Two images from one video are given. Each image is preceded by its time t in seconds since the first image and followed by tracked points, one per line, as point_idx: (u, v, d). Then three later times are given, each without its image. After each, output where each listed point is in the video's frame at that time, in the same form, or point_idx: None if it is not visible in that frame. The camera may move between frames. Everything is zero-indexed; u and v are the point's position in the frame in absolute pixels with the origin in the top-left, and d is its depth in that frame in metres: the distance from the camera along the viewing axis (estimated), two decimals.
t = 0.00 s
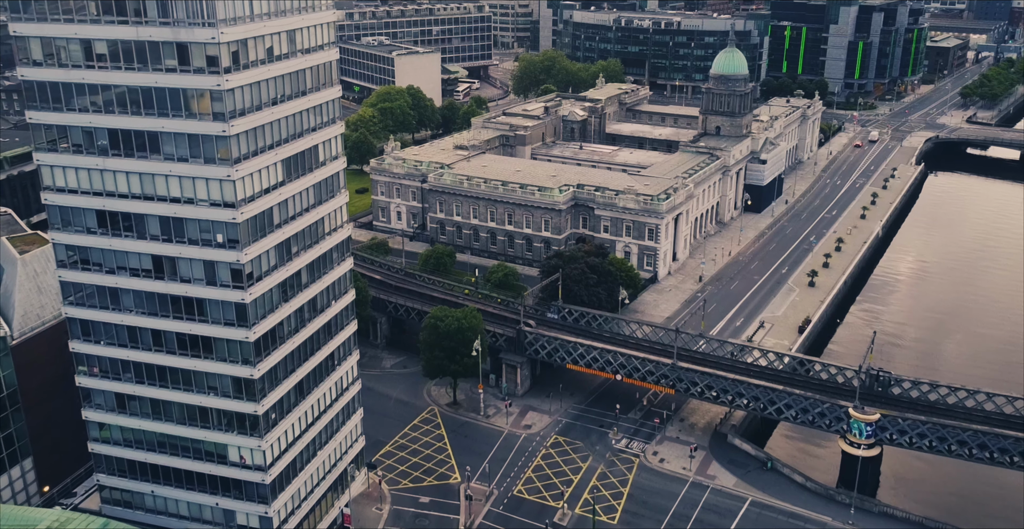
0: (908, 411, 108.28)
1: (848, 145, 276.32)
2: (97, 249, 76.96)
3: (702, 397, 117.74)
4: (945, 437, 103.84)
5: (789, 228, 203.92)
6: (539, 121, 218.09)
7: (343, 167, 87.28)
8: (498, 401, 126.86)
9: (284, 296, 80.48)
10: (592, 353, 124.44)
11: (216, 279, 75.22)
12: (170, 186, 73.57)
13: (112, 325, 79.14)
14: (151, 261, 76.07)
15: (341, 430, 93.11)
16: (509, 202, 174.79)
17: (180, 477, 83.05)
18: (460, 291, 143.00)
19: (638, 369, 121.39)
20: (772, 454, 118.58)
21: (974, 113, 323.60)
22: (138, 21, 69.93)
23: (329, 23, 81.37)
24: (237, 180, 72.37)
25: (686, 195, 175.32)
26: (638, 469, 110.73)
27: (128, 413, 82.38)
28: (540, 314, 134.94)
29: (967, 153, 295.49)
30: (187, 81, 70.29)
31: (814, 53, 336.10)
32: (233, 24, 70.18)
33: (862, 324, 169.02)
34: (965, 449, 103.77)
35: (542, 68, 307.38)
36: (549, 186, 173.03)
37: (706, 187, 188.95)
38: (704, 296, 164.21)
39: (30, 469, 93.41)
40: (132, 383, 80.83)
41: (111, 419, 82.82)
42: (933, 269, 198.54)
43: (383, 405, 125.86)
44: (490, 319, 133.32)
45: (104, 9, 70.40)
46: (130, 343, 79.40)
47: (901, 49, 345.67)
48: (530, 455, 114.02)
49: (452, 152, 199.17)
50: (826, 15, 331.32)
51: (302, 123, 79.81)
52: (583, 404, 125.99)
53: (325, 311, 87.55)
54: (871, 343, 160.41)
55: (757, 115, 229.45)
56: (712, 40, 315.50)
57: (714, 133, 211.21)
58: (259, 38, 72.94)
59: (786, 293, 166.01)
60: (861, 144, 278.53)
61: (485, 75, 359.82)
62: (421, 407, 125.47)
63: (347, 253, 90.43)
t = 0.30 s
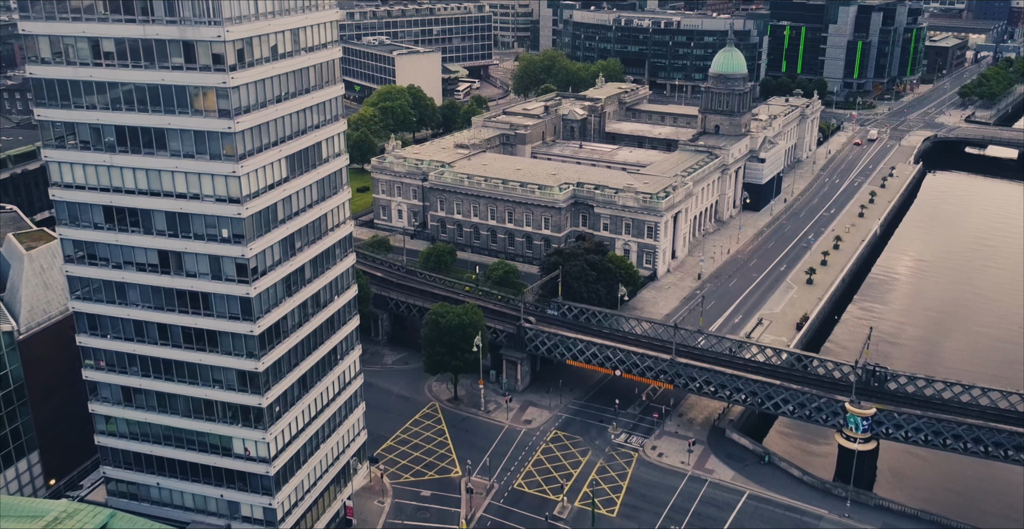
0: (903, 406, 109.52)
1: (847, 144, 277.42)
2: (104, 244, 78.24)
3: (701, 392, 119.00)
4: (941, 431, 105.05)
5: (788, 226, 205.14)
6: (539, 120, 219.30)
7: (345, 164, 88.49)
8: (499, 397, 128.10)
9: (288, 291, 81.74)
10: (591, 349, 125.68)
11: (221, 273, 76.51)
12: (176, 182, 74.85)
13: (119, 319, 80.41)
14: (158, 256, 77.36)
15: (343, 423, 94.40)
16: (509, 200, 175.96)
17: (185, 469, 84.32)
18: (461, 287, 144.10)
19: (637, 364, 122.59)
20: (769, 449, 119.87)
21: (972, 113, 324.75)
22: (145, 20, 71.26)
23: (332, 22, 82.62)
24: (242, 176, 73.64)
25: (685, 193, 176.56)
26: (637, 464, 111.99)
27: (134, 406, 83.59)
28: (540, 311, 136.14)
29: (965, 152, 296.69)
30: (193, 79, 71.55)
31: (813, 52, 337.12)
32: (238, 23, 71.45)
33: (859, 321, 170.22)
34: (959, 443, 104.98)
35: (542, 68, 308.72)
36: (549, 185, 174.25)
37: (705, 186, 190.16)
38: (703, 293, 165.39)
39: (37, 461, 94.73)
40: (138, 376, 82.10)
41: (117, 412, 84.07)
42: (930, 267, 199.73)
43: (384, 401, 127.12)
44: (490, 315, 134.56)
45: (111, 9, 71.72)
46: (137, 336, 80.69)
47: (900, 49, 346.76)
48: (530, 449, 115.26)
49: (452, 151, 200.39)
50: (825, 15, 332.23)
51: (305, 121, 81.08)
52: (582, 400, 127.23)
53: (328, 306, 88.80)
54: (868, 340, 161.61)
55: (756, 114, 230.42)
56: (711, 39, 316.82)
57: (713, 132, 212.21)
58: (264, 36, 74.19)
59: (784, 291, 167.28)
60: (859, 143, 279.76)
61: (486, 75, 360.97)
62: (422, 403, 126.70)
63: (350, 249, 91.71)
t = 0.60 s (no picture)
0: (899, 401, 110.73)
1: (845, 143, 278.54)
2: (111, 239, 79.48)
3: (699, 388, 120.25)
4: (936, 426, 106.28)
5: (787, 225, 206.34)
6: (539, 119, 220.53)
7: (348, 161, 89.69)
8: (499, 392, 129.36)
9: (292, 285, 82.98)
10: (591, 345, 126.94)
11: (226, 268, 77.74)
12: (182, 177, 76.08)
13: (125, 313, 81.64)
14: (164, 251, 78.59)
15: (346, 417, 95.69)
16: (510, 198, 177.15)
17: (191, 461, 85.57)
18: (461, 284, 145.10)
19: (636, 360, 123.85)
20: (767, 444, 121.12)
21: (971, 112, 325.89)
22: (152, 19, 72.54)
23: (335, 20, 83.90)
24: (248, 172, 74.90)
25: (684, 192, 177.77)
26: (636, 458, 113.21)
27: (140, 399, 84.83)
28: (540, 308, 137.32)
29: (963, 151, 297.88)
30: (199, 76, 72.80)
31: (812, 52, 338.12)
32: (243, 21, 72.76)
33: (857, 318, 171.43)
34: (955, 437, 106.20)
35: (542, 68, 309.97)
36: (549, 183, 175.47)
37: (704, 184, 191.30)
38: (702, 290, 166.58)
39: (43, 455, 95.99)
40: (144, 370, 83.33)
41: (123, 405, 85.30)
42: (928, 265, 200.92)
43: (386, 396, 128.33)
44: (491, 311, 135.79)
45: (119, 7, 72.96)
46: (143, 330, 81.91)
47: (899, 49, 347.78)
48: (530, 444, 116.48)
49: (453, 150, 201.68)
50: (824, 15, 333.21)
51: (309, 118, 82.33)
52: (582, 395, 128.47)
53: (331, 301, 90.03)
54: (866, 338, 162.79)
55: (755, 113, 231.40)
56: (710, 39, 318.26)
57: (713, 130, 213.27)
58: (268, 34, 75.45)
59: (783, 288, 168.55)
60: (858, 142, 280.94)
61: (486, 74, 362.13)
62: (423, 398, 127.96)
63: (353, 245, 92.98)
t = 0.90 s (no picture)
0: (895, 396, 111.94)
1: (844, 143, 279.81)
2: (118, 235, 80.75)
3: (698, 383, 121.51)
4: (931, 420, 107.53)
5: (785, 223, 207.58)
6: (539, 118, 221.79)
7: (350, 158, 90.88)
8: (500, 388, 130.64)
9: (296, 280, 84.22)
10: (590, 341, 128.13)
11: (231, 263, 78.96)
12: (188, 173, 77.30)
13: (131, 308, 82.94)
14: (169, 246, 79.84)
15: (348, 411, 97.01)
16: (510, 196, 178.36)
17: (196, 454, 86.82)
18: (462, 282, 146.32)
19: (635, 356, 125.16)
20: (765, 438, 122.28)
21: (969, 111, 327.06)
22: (159, 17, 73.79)
23: (337, 19, 85.07)
24: (252, 168, 76.12)
25: (683, 190, 179.05)
26: (635, 452, 114.45)
27: (146, 393, 86.11)
28: (540, 304, 138.57)
29: (961, 150, 299.08)
30: (204, 73, 74.05)
31: (812, 51, 339.19)
32: (248, 19, 74.02)
33: (854, 316, 172.60)
34: (950, 431, 107.45)
35: (542, 67, 311.21)
36: (549, 181, 176.69)
37: (703, 182, 192.44)
38: (701, 288, 167.82)
39: (49, 449, 97.19)
40: (150, 363, 84.61)
41: (129, 398, 86.57)
42: (925, 264, 202.15)
43: (387, 392, 129.54)
44: (491, 308, 137.14)
45: (125, 6, 74.15)
46: (149, 324, 83.23)
47: (898, 48, 348.53)
48: (530, 439, 117.69)
49: (453, 148, 202.85)
50: (823, 14, 334.22)
51: (312, 115, 83.56)
52: (582, 391, 129.76)
53: (334, 296, 91.32)
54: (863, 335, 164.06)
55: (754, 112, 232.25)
56: (710, 38, 319.61)
57: (712, 129, 214.37)
58: (272, 33, 76.69)
59: (781, 285, 169.84)
60: (856, 141, 282.21)
61: (486, 74, 363.24)
62: (425, 394, 129.18)
63: (355, 242, 94.18)
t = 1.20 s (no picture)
0: (891, 390, 113.14)
1: (842, 141, 281.07)
2: (124, 230, 82.00)
3: (696, 379, 122.71)
4: (927, 414, 108.77)
5: (783, 221, 208.82)
6: (539, 117, 223.04)
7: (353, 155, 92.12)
8: (500, 383, 131.84)
9: (299, 275, 85.46)
10: (590, 337, 129.34)
11: (236, 258, 80.22)
12: (193, 169, 78.57)
13: (137, 302, 84.18)
14: (175, 242, 81.12)
15: (350, 405, 98.28)
16: (510, 194, 179.61)
17: (200, 447, 88.07)
18: (462, 279, 147.57)
19: (634, 351, 126.37)
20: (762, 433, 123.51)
21: (968, 111, 328.24)
22: (165, 16, 75.01)
23: (340, 18, 86.30)
24: (257, 165, 77.36)
25: (682, 188, 180.26)
26: (634, 447, 115.69)
27: (151, 386, 87.33)
28: (540, 301, 139.79)
29: (960, 149, 300.25)
30: (210, 71, 75.31)
31: (811, 51, 340.15)
32: (253, 18, 75.28)
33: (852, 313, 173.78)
34: (945, 425, 108.66)
35: (542, 67, 312.46)
36: (549, 179, 177.91)
37: (702, 181, 193.64)
38: (699, 285, 169.03)
39: (55, 443, 98.33)
40: (156, 357, 85.82)
41: (135, 392, 87.82)
42: (923, 262, 203.39)
43: (388, 388, 130.76)
44: (492, 304, 138.40)
45: (132, 5, 75.42)
46: (154, 319, 84.45)
47: (897, 48, 349.13)
48: (530, 433, 118.93)
49: (454, 147, 204.12)
50: (822, 14, 335.37)
51: (316, 112, 84.81)
52: (581, 386, 130.96)
53: (337, 291, 92.56)
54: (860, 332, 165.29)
55: (753, 112, 233.46)
56: (709, 37, 321.06)
57: (711, 128, 215.51)
58: (277, 31, 77.94)
59: (779, 283, 171.09)
60: (855, 140, 283.44)
61: (486, 74, 364.46)
62: (426, 389, 130.40)
63: (358, 238, 95.41)
